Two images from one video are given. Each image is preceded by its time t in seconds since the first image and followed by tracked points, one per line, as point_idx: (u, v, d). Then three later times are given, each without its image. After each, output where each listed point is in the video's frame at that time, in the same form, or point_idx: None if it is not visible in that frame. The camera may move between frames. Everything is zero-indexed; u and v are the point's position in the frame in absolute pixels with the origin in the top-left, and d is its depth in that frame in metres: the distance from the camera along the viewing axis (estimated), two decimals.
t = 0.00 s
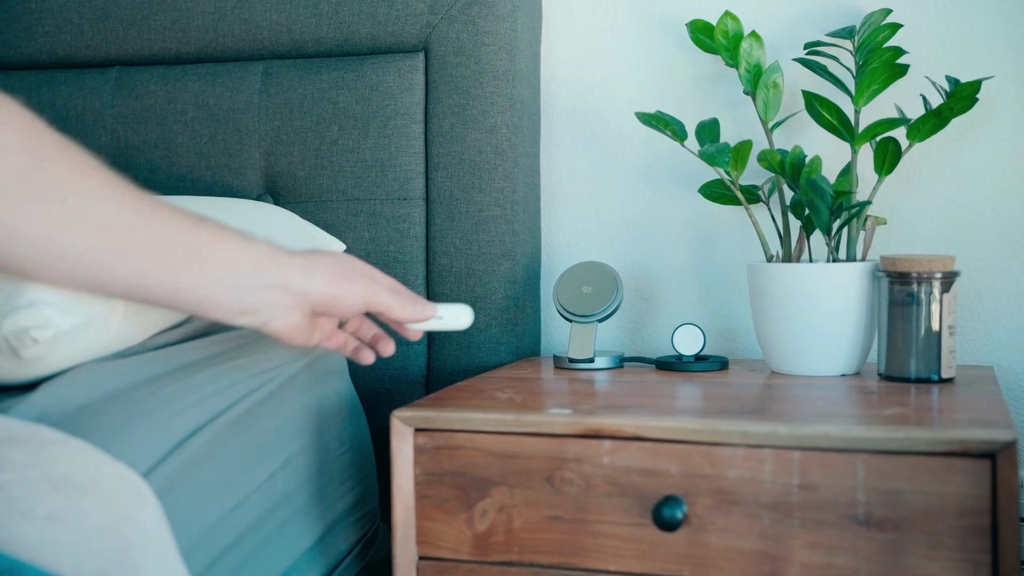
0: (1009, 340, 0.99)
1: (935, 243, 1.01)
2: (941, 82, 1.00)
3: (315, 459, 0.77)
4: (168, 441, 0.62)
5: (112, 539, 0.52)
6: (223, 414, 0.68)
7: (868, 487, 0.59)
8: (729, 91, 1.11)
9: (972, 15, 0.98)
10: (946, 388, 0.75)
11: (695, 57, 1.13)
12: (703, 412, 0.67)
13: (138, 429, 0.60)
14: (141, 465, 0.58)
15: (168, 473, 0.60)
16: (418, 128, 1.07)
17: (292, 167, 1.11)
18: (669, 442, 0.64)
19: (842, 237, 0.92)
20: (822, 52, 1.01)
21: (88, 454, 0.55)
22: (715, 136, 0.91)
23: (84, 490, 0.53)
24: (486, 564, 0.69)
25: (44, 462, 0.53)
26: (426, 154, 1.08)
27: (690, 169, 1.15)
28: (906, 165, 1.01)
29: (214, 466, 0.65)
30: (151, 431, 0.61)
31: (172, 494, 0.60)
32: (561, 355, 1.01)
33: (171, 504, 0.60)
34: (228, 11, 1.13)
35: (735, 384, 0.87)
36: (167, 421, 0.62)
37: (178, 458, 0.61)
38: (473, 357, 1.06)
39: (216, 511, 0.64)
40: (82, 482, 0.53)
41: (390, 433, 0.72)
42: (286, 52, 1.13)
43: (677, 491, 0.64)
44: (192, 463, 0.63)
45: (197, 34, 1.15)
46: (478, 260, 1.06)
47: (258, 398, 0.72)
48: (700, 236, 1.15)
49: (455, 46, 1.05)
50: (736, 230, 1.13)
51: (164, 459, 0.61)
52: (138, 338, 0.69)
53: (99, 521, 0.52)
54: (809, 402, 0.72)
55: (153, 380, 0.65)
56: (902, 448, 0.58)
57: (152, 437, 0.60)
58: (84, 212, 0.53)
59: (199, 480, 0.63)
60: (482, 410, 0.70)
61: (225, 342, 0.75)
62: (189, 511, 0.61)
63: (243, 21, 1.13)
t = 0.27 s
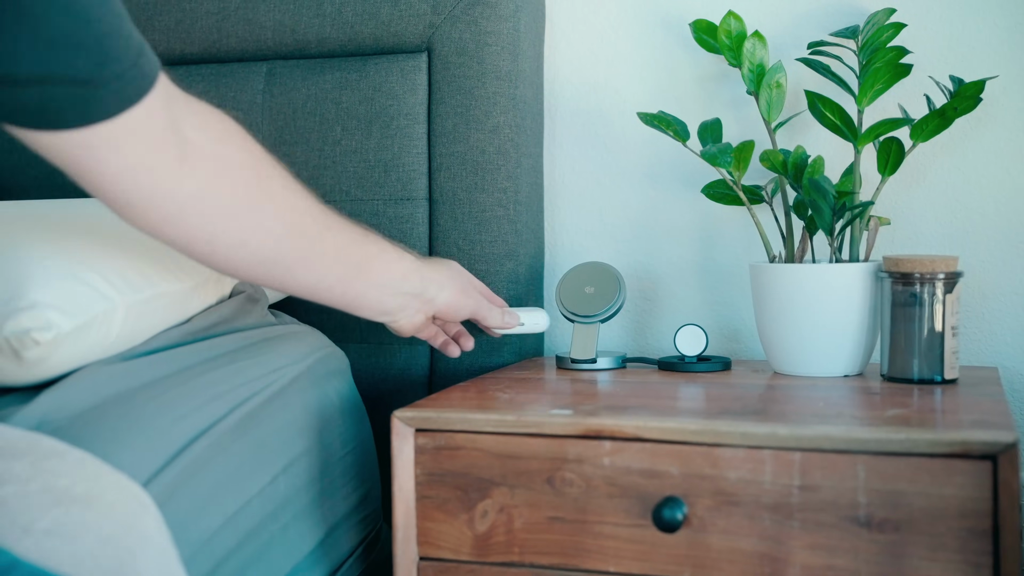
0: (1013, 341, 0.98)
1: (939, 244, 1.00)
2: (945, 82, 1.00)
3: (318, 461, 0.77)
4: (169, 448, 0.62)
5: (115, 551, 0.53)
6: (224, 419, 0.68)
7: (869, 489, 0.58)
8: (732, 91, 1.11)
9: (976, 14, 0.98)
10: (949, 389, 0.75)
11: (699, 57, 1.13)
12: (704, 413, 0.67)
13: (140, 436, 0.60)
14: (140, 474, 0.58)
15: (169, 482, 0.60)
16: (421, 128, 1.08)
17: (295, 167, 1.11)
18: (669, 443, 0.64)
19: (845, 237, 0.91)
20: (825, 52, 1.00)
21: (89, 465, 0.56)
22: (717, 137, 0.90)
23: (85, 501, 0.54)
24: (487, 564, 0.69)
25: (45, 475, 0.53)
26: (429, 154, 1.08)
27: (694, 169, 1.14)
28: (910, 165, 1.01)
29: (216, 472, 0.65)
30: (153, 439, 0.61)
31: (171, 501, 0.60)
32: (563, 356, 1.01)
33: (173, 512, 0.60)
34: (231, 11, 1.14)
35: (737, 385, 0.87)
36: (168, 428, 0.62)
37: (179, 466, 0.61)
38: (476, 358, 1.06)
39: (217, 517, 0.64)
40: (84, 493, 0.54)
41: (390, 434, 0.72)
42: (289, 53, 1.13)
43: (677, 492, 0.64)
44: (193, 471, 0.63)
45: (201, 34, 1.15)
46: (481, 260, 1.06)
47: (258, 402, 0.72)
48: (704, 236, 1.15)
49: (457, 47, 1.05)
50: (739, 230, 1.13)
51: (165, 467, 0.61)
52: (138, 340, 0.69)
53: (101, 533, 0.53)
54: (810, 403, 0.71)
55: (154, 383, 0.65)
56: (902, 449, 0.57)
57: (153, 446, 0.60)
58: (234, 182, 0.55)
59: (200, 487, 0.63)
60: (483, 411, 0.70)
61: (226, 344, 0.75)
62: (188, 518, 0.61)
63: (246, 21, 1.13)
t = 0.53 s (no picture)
0: (1018, 351, 0.97)
1: (944, 253, 1.00)
2: (951, 90, 1.00)
3: (318, 468, 0.78)
4: (166, 461, 0.62)
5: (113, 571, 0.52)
6: (222, 429, 0.68)
7: (868, 501, 0.58)
8: (737, 98, 1.11)
9: (983, 22, 0.97)
10: (951, 401, 0.75)
11: (704, 63, 1.13)
12: (704, 423, 0.67)
13: (136, 451, 0.60)
14: (135, 489, 0.59)
15: (165, 496, 0.60)
16: (425, 133, 1.08)
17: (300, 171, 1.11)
18: (668, 453, 0.64)
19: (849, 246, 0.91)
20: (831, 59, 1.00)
21: (88, 484, 0.54)
22: (721, 144, 0.90)
23: (82, 522, 0.53)
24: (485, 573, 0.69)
25: (43, 494, 0.52)
26: (433, 160, 1.08)
27: (698, 176, 1.14)
28: (915, 173, 1.00)
29: (214, 484, 0.65)
30: (149, 452, 0.61)
31: (168, 515, 0.60)
32: (565, 362, 1.01)
33: (170, 526, 0.60)
34: (237, 16, 1.14)
35: (739, 394, 0.86)
36: (165, 441, 0.63)
37: (176, 479, 0.62)
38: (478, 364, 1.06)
39: (216, 528, 0.64)
40: (81, 513, 0.53)
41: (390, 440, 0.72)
42: (294, 57, 1.13)
43: (676, 502, 0.63)
44: (190, 483, 0.63)
45: (207, 38, 1.16)
46: (484, 266, 1.06)
47: (257, 411, 0.72)
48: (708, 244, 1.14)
49: (462, 52, 1.05)
50: (743, 238, 1.12)
51: (162, 481, 0.61)
52: (136, 346, 0.70)
53: (100, 552, 0.52)
54: (811, 413, 0.71)
55: (151, 393, 0.65)
56: (902, 461, 0.57)
57: (149, 460, 0.61)
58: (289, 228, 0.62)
59: (198, 500, 0.63)
60: (482, 418, 0.70)
61: (225, 353, 0.75)
62: (186, 531, 0.61)
63: (252, 25, 1.14)
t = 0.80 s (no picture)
0: (1018, 354, 0.97)
1: (944, 255, 1.00)
2: (951, 92, 0.99)
3: (315, 469, 0.78)
4: (159, 464, 0.62)
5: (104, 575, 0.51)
6: (216, 431, 0.68)
7: (865, 504, 0.58)
8: (737, 99, 1.11)
9: (984, 23, 0.97)
10: (950, 404, 0.74)
11: (704, 65, 1.12)
12: (701, 425, 0.67)
13: (129, 453, 0.60)
14: (128, 492, 0.59)
15: (158, 499, 0.60)
16: (424, 134, 1.08)
17: (299, 171, 1.11)
18: (664, 456, 0.63)
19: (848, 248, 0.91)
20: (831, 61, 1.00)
21: (80, 487, 0.54)
22: (720, 146, 0.90)
23: (72, 525, 0.52)
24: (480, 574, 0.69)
25: (34, 497, 0.52)
26: (431, 160, 1.08)
27: (698, 177, 1.14)
28: (915, 176, 1.00)
29: (208, 487, 0.65)
30: (142, 455, 0.61)
31: (163, 517, 0.60)
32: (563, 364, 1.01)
33: (163, 529, 0.60)
34: (237, 16, 1.14)
35: (737, 396, 0.86)
36: (158, 443, 0.62)
37: (170, 481, 0.62)
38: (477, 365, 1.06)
39: (212, 529, 0.64)
40: (71, 516, 0.52)
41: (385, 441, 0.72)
42: (294, 57, 1.13)
43: (671, 504, 0.63)
44: (184, 485, 0.63)
45: (207, 38, 1.16)
46: (483, 267, 1.06)
47: (252, 412, 0.72)
48: (707, 245, 1.14)
49: (461, 53, 1.05)
50: (743, 239, 1.12)
51: (155, 484, 0.61)
52: (133, 347, 0.70)
53: (90, 557, 0.51)
54: (808, 416, 0.71)
55: (145, 395, 0.65)
56: (898, 465, 0.57)
57: (142, 462, 0.60)
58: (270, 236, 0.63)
59: (192, 502, 0.63)
60: (478, 420, 0.70)
61: (220, 354, 0.75)
62: (182, 532, 0.61)
63: (251, 25, 1.14)
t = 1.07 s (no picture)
0: (1017, 354, 0.97)
1: (943, 254, 0.99)
2: (950, 92, 0.99)
3: (310, 468, 0.78)
4: (152, 462, 0.62)
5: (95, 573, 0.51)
6: (210, 430, 0.68)
7: (859, 505, 0.58)
8: (737, 99, 1.11)
9: (983, 22, 0.97)
10: (947, 404, 0.74)
11: (704, 64, 1.12)
12: (697, 425, 0.67)
13: (122, 452, 0.60)
14: (121, 490, 0.59)
15: (151, 498, 0.60)
16: (422, 133, 1.08)
17: (297, 170, 1.11)
18: (659, 455, 0.63)
19: (846, 247, 0.90)
20: (829, 60, 1.00)
21: (71, 486, 0.54)
22: (717, 145, 0.90)
23: (64, 524, 0.52)
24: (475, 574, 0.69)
25: (25, 495, 0.51)
26: (429, 159, 1.08)
27: (697, 177, 1.14)
28: (914, 175, 1.00)
29: (202, 485, 0.65)
30: (135, 453, 0.61)
31: (156, 516, 0.60)
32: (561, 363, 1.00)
33: (156, 527, 0.60)
34: (235, 14, 1.14)
35: (734, 396, 0.86)
36: (152, 442, 0.62)
37: (163, 480, 0.62)
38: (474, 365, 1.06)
39: (206, 528, 0.64)
40: (63, 515, 0.52)
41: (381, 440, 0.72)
42: (292, 56, 1.13)
43: (666, 504, 0.63)
44: (178, 484, 0.63)
45: (205, 37, 1.16)
46: (480, 266, 1.05)
47: (247, 411, 0.72)
48: (706, 245, 1.14)
49: (459, 52, 1.05)
50: (741, 239, 1.12)
51: (148, 482, 0.61)
52: (129, 345, 0.69)
53: (80, 555, 0.51)
54: (805, 415, 0.71)
55: (138, 392, 0.65)
56: (893, 465, 0.57)
57: (134, 461, 0.60)
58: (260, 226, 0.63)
59: (186, 501, 0.63)
60: (473, 419, 0.70)
61: (216, 352, 0.75)
62: (175, 531, 0.61)
63: (250, 24, 1.13)
